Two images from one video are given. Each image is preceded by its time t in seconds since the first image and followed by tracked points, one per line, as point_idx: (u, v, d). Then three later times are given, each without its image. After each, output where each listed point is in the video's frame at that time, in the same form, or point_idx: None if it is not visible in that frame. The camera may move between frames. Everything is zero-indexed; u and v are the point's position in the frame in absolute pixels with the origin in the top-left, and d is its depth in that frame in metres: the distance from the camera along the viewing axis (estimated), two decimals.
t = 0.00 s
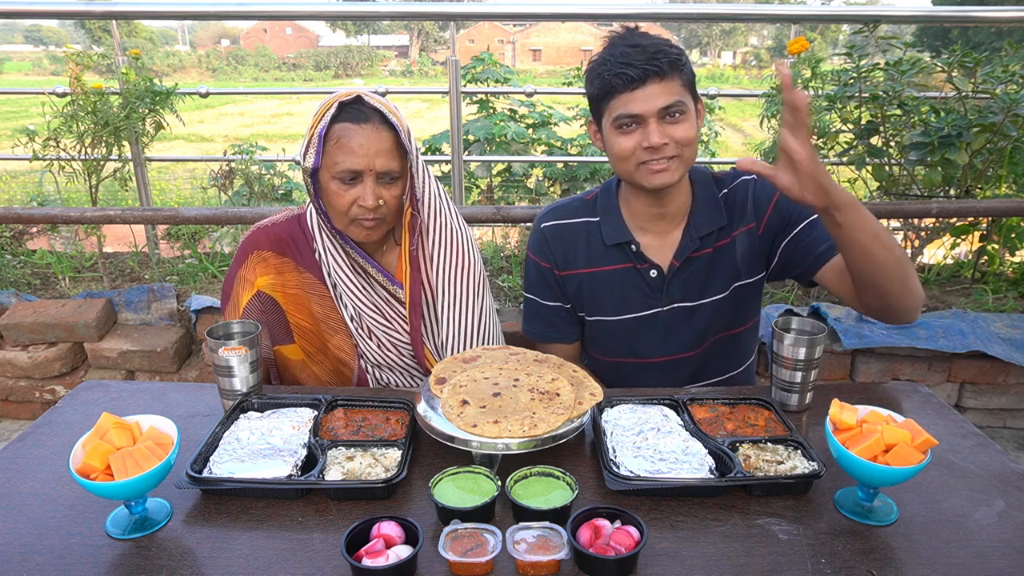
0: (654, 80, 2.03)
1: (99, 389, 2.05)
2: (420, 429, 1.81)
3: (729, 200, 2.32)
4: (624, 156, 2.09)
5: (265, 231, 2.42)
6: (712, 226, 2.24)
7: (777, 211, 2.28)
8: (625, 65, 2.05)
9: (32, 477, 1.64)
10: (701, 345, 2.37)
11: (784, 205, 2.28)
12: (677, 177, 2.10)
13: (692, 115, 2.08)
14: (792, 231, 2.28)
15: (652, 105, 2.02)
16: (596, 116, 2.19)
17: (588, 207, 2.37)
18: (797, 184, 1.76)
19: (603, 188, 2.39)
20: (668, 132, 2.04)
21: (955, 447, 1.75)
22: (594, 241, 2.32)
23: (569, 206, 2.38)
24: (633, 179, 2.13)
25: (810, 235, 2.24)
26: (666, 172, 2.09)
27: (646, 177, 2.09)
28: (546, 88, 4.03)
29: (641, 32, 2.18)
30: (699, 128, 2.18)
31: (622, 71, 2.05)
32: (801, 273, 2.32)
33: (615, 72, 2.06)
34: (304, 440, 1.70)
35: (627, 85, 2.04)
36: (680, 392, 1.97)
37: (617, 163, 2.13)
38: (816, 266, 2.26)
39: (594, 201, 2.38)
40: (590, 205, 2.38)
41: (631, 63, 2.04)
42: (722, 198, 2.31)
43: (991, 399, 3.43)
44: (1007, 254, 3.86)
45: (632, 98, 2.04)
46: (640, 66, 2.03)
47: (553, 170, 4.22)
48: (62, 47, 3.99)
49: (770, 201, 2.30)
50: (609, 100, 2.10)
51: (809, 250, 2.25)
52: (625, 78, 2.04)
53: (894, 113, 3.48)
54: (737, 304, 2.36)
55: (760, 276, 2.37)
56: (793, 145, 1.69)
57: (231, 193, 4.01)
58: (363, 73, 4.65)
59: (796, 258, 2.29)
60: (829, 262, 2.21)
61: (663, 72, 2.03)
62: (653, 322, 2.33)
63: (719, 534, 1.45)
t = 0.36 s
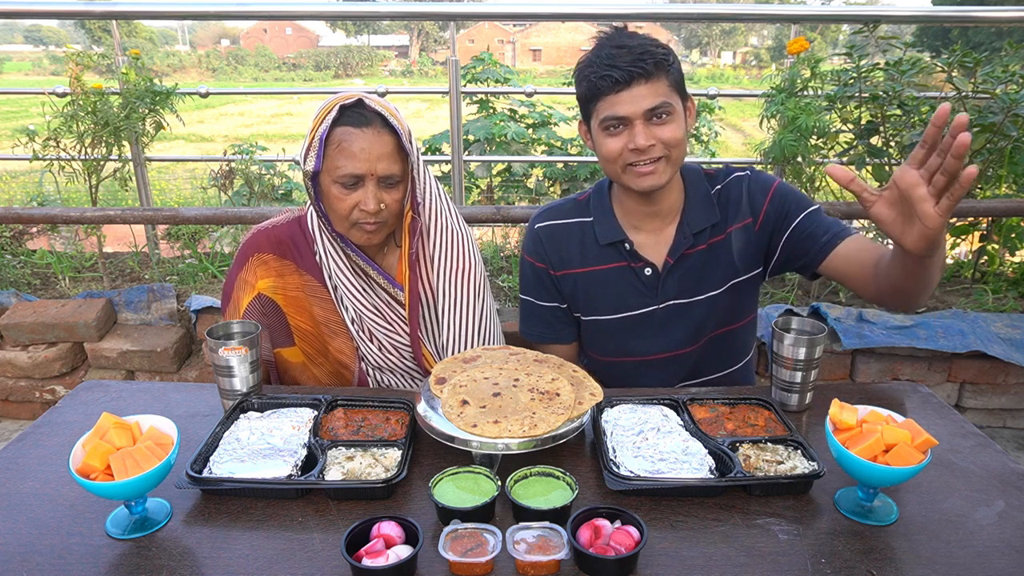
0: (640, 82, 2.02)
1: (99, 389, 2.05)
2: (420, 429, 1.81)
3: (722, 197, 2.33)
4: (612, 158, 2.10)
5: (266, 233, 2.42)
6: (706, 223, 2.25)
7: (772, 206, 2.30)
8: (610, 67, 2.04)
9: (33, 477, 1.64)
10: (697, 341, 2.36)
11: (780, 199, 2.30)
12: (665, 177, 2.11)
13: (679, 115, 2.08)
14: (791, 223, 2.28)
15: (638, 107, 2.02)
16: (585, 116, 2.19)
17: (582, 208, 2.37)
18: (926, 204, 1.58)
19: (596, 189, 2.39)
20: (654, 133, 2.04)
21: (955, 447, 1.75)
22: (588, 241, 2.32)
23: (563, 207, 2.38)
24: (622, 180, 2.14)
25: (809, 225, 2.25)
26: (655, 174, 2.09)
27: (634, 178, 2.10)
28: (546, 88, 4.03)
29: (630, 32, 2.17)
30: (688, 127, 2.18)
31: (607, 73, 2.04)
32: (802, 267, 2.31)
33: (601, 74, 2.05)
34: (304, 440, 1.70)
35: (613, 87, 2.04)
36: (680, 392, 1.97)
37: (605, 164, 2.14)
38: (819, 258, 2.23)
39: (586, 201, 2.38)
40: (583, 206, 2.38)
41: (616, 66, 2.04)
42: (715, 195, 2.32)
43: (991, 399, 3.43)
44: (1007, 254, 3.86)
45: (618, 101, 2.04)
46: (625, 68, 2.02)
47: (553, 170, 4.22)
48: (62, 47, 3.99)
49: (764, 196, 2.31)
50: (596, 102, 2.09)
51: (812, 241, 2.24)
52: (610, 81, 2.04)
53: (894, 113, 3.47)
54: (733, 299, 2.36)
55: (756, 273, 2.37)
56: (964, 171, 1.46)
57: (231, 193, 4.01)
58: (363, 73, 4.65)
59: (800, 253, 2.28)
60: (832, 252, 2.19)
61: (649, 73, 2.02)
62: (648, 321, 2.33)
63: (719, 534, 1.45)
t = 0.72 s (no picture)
0: (653, 75, 2.03)
1: (99, 390, 2.05)
2: (420, 429, 1.81)
3: (722, 193, 2.32)
4: (620, 151, 2.09)
5: (265, 234, 2.42)
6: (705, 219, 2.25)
7: (768, 200, 2.29)
8: (625, 59, 2.05)
9: (33, 477, 1.64)
10: (696, 337, 2.36)
11: (775, 192, 2.29)
12: (672, 173, 2.11)
13: (688, 113, 2.09)
14: (787, 213, 2.26)
15: (649, 101, 2.02)
16: (594, 110, 2.19)
17: (584, 202, 2.37)
18: (924, 214, 1.53)
19: (599, 184, 2.40)
20: (664, 128, 2.05)
21: (955, 447, 1.75)
22: (590, 235, 2.32)
23: (565, 201, 2.38)
24: (627, 174, 2.14)
25: (803, 214, 2.22)
26: (660, 169, 2.09)
27: (641, 172, 2.10)
28: (546, 88, 4.03)
29: (642, 28, 2.17)
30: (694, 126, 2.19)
31: (621, 64, 2.04)
32: (798, 258, 2.27)
33: (615, 65, 2.05)
34: (304, 440, 1.70)
35: (626, 79, 2.04)
36: (680, 392, 1.97)
37: (612, 157, 2.14)
38: (813, 245, 2.19)
39: (589, 196, 2.39)
40: (585, 200, 2.38)
41: (631, 57, 2.04)
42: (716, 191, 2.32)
43: (991, 399, 3.43)
44: (1007, 254, 3.86)
45: (629, 93, 2.04)
46: (640, 60, 2.03)
47: (553, 170, 4.22)
48: (62, 47, 3.99)
49: (761, 189, 2.30)
50: (607, 94, 2.09)
51: (804, 230, 2.21)
52: (624, 72, 2.03)
53: (894, 113, 3.47)
54: (731, 295, 2.36)
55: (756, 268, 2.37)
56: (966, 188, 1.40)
57: (231, 193, 4.01)
58: (363, 73, 4.65)
59: (794, 244, 2.26)
60: (824, 241, 2.16)
61: (662, 67, 2.03)
62: (649, 316, 2.33)
63: (719, 534, 1.45)
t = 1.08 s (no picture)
0: (656, 71, 2.04)
1: (99, 389, 2.05)
2: (420, 429, 1.81)
3: (726, 192, 2.33)
4: (623, 146, 2.09)
5: (267, 229, 2.42)
6: (709, 219, 2.26)
7: (764, 193, 2.29)
8: (629, 55, 2.06)
9: (33, 477, 1.64)
10: (697, 336, 2.36)
11: (772, 186, 2.29)
12: (674, 169, 2.10)
13: (691, 109, 2.08)
14: (780, 204, 2.26)
15: (652, 96, 2.03)
16: (598, 107, 2.19)
17: (588, 201, 2.38)
18: (844, 106, 1.52)
19: (603, 182, 2.40)
20: (666, 123, 2.04)
21: (955, 447, 1.75)
22: (593, 233, 2.33)
23: (569, 199, 2.39)
24: (630, 169, 2.13)
25: (796, 202, 2.21)
26: (662, 164, 2.09)
27: (643, 168, 2.09)
28: (546, 87, 4.03)
29: (647, 27, 2.19)
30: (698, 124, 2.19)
31: (626, 60, 2.06)
32: (789, 246, 2.25)
33: (620, 61, 2.07)
34: (304, 440, 1.70)
35: (630, 74, 2.05)
36: (680, 392, 1.97)
37: (616, 151, 2.13)
38: (801, 231, 2.18)
39: (594, 193, 2.40)
40: (590, 198, 2.39)
41: (636, 53, 2.06)
42: (721, 190, 2.32)
43: (991, 399, 3.43)
44: (1007, 254, 3.86)
45: (633, 88, 2.04)
46: (644, 56, 2.04)
47: (553, 170, 4.22)
48: (62, 47, 3.98)
49: (757, 185, 2.31)
50: (611, 89, 2.10)
51: (794, 217, 2.20)
52: (628, 67, 2.05)
53: (894, 113, 3.44)
54: (733, 296, 2.35)
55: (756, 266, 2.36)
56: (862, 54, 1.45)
57: (231, 193, 4.01)
58: (362, 73, 4.64)
59: (786, 232, 2.24)
60: (813, 221, 2.14)
61: (666, 63, 2.05)
62: (653, 314, 2.32)
63: (719, 534, 1.45)
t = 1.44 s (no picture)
0: (661, 72, 2.04)
1: (99, 389, 2.05)
2: (420, 429, 1.81)
3: (724, 192, 2.32)
4: (627, 146, 2.09)
5: (270, 223, 2.42)
6: (708, 219, 2.26)
7: (757, 190, 2.28)
8: (635, 54, 2.06)
9: (33, 477, 1.64)
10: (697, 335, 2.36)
11: (764, 183, 2.28)
12: (676, 170, 2.09)
13: (695, 111, 2.08)
14: (773, 200, 2.24)
15: (657, 96, 2.03)
16: (602, 106, 2.19)
17: (588, 201, 2.38)
18: (854, 118, 1.52)
19: (603, 183, 2.40)
20: (670, 125, 2.04)
21: (955, 447, 1.75)
22: (592, 233, 2.33)
23: (568, 199, 2.39)
24: (632, 169, 2.13)
25: (785, 198, 2.20)
26: (665, 165, 2.08)
27: (646, 168, 2.09)
28: (546, 87, 4.03)
29: (654, 28, 2.19)
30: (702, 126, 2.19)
31: (631, 59, 2.06)
32: (781, 241, 2.24)
33: (625, 60, 2.07)
34: (304, 440, 1.70)
35: (635, 74, 2.05)
36: (680, 392, 1.97)
37: (618, 151, 2.13)
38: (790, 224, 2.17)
39: (593, 194, 2.40)
40: (589, 198, 2.39)
41: (641, 53, 2.06)
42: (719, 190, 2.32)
43: (991, 399, 3.43)
44: (1008, 254, 3.85)
45: (638, 88, 2.04)
46: (650, 56, 2.05)
47: (553, 170, 4.23)
48: (62, 47, 3.98)
49: (751, 182, 2.30)
50: (617, 89, 2.09)
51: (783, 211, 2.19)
52: (633, 67, 2.04)
53: (893, 113, 3.46)
54: (732, 295, 2.36)
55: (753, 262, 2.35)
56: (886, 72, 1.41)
57: (231, 193, 4.01)
58: (362, 73, 4.63)
59: (776, 226, 2.23)
60: (800, 215, 2.13)
61: (671, 65, 2.05)
62: (652, 314, 2.32)
63: (719, 534, 1.45)
